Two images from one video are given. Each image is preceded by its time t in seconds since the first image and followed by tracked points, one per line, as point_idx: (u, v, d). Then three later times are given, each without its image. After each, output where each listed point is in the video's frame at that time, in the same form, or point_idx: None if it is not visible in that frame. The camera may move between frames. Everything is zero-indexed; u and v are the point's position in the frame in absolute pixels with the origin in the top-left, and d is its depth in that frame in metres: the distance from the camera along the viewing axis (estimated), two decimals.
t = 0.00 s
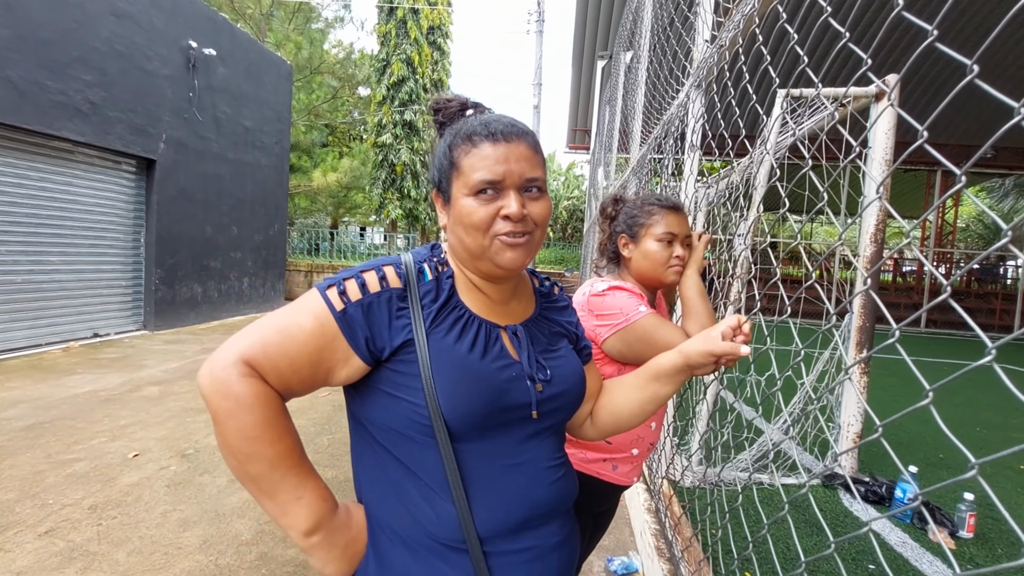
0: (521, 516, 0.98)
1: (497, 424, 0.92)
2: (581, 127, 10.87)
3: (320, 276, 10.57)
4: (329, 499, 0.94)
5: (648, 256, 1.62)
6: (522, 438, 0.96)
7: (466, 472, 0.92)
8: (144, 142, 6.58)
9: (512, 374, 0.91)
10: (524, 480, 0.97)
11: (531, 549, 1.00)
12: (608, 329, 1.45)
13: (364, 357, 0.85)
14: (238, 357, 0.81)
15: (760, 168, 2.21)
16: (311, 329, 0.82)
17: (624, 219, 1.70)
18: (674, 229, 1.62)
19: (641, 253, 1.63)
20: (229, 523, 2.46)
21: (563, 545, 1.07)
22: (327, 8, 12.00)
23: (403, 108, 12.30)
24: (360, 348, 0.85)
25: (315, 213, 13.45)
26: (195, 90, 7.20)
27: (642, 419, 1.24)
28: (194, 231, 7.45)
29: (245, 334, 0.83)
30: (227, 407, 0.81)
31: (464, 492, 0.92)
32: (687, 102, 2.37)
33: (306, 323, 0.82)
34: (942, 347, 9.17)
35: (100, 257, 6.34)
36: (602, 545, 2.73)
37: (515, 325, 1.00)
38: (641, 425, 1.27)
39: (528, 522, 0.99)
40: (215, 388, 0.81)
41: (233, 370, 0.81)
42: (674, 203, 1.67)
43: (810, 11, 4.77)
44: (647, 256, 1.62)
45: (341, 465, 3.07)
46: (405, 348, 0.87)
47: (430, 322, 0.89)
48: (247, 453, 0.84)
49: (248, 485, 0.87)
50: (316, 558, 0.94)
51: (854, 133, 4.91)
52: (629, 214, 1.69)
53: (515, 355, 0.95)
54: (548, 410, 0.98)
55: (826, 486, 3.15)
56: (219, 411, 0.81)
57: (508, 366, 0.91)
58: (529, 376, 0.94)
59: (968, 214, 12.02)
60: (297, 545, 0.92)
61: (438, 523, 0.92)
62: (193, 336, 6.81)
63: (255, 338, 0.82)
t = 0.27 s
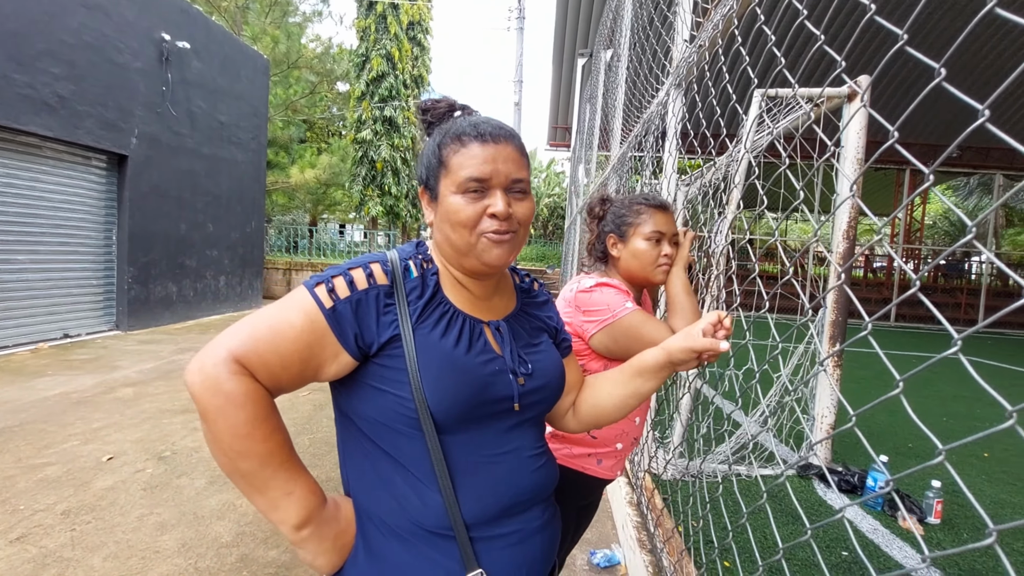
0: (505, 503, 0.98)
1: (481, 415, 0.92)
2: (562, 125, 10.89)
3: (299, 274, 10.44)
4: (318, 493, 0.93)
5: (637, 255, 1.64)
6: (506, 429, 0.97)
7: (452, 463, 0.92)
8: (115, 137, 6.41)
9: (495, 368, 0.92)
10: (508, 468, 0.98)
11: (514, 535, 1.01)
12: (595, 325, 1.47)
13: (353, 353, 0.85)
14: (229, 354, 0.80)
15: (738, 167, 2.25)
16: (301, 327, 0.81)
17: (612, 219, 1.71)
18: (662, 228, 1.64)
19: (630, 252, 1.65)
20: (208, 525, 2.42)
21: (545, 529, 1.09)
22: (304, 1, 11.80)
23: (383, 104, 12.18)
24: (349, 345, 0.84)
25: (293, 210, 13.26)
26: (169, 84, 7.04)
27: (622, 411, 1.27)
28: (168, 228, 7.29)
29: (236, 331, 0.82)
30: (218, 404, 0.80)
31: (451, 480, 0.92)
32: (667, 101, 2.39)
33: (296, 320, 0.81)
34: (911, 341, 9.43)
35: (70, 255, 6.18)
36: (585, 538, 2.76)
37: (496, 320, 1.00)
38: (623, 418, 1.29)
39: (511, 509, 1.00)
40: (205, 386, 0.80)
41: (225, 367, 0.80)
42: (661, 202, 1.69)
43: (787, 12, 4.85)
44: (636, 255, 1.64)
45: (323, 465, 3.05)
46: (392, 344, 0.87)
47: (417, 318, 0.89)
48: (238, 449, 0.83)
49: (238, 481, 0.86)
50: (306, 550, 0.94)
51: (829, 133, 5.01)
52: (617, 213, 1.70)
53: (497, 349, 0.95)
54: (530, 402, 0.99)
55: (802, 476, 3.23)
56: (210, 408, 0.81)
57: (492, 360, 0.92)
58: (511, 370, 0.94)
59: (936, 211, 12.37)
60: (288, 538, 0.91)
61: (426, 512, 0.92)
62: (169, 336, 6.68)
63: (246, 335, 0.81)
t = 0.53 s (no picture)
0: (492, 504, 0.97)
1: (464, 417, 0.90)
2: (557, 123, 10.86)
3: (294, 274, 10.40)
4: (303, 499, 0.91)
5: (611, 252, 1.62)
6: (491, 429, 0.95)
7: (436, 464, 0.91)
8: (106, 137, 6.36)
9: (477, 369, 0.90)
10: (494, 468, 0.97)
11: (503, 535, 1.00)
12: (571, 328, 1.47)
13: (331, 359, 0.83)
14: (206, 365, 0.79)
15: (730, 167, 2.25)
16: (278, 335, 0.80)
17: (586, 216, 1.70)
18: (635, 225, 1.62)
19: (604, 248, 1.64)
20: (201, 529, 2.40)
21: (534, 528, 1.07)
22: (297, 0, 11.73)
23: (377, 103, 12.14)
24: (327, 351, 0.83)
25: (288, 210, 13.21)
26: (160, 84, 6.99)
27: (608, 419, 1.26)
28: (161, 230, 7.25)
29: (215, 341, 0.81)
30: (196, 414, 0.78)
31: (435, 483, 0.90)
32: (658, 100, 2.38)
33: (273, 328, 0.80)
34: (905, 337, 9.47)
35: (61, 257, 6.14)
36: (580, 537, 2.76)
37: (481, 322, 0.98)
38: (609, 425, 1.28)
39: (498, 509, 0.99)
40: (182, 397, 0.78)
41: (201, 377, 0.78)
42: (635, 198, 1.68)
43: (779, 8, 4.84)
44: (610, 252, 1.62)
45: (317, 466, 3.02)
46: (372, 349, 0.86)
47: (396, 323, 0.87)
48: (218, 459, 0.81)
49: (220, 490, 0.84)
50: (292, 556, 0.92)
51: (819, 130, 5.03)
52: (591, 210, 1.70)
53: (479, 351, 0.93)
54: (513, 401, 0.98)
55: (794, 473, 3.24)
56: (188, 419, 0.79)
57: (474, 361, 0.90)
58: (493, 370, 0.93)
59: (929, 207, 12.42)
60: (272, 545, 0.89)
61: (412, 514, 0.91)
62: (163, 337, 6.65)
63: (223, 345, 0.79)
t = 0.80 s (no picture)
0: (473, 505, 0.98)
1: (443, 417, 0.90)
2: (554, 121, 10.84)
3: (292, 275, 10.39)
4: (276, 508, 0.89)
5: (599, 250, 1.63)
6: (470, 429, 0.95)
7: (415, 466, 0.91)
8: (100, 138, 6.34)
9: (456, 367, 0.90)
10: (474, 469, 0.97)
11: (482, 536, 1.01)
12: (555, 327, 1.51)
13: (304, 362, 0.82)
14: (170, 371, 0.77)
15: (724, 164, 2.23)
16: (246, 338, 0.78)
17: (574, 212, 1.70)
18: (623, 223, 1.63)
19: (592, 247, 1.64)
20: (192, 532, 2.38)
21: (515, 528, 1.09)
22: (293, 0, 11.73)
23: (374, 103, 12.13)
24: (300, 353, 0.81)
25: (286, 211, 13.20)
26: (154, 85, 6.97)
27: (590, 417, 1.29)
28: (156, 231, 7.23)
29: (180, 345, 0.79)
30: (161, 422, 0.76)
31: (413, 484, 0.90)
32: (651, 97, 2.36)
33: (240, 331, 0.78)
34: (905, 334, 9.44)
35: (55, 260, 6.13)
36: (575, 538, 2.74)
37: (458, 320, 0.98)
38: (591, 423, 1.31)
39: (478, 509, 1.00)
40: (146, 405, 0.76)
41: (166, 384, 0.76)
42: (623, 196, 1.68)
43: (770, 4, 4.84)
44: (598, 250, 1.63)
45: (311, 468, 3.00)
46: (347, 350, 0.85)
47: (372, 323, 0.86)
48: (184, 468, 0.79)
49: (187, 501, 0.81)
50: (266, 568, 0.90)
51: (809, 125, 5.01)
52: (578, 207, 1.70)
53: (457, 349, 0.93)
54: (493, 401, 0.98)
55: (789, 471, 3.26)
56: (152, 427, 0.77)
57: (452, 360, 0.90)
58: (472, 369, 0.93)
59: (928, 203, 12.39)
60: (245, 557, 0.87)
61: (391, 518, 0.91)
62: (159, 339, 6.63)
63: (189, 350, 0.77)
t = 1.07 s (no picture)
0: (460, 507, 1.00)
1: (429, 417, 0.92)
2: (563, 119, 10.80)
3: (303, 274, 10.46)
4: (254, 514, 0.90)
5: (615, 248, 1.61)
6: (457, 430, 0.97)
7: (400, 469, 0.92)
8: (112, 140, 6.42)
9: (442, 366, 0.93)
10: (461, 471, 0.99)
11: (471, 538, 1.03)
12: (566, 322, 1.49)
13: (285, 362, 0.83)
14: (141, 373, 0.76)
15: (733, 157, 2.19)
16: (223, 337, 0.78)
17: (587, 209, 1.67)
18: (640, 219, 1.60)
19: (608, 244, 1.62)
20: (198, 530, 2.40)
21: (506, 530, 1.11)
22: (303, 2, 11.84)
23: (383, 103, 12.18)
24: (280, 353, 0.82)
25: (297, 212, 13.29)
26: (166, 86, 7.06)
27: (584, 411, 1.31)
28: (169, 232, 7.32)
29: (150, 347, 0.78)
30: (132, 427, 0.76)
31: (398, 488, 0.92)
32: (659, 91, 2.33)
33: (217, 330, 0.78)
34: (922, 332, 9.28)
35: (70, 260, 6.23)
36: (582, 538, 2.71)
37: (444, 316, 1.00)
38: (584, 418, 1.34)
39: (466, 512, 1.02)
40: (116, 408, 0.75)
41: (137, 387, 0.76)
42: (638, 192, 1.65)
43: None
44: (614, 248, 1.61)
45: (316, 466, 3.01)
46: (328, 349, 0.86)
47: (355, 320, 0.87)
48: (158, 475, 0.78)
49: (162, 510, 0.81)
50: None
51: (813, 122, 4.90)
52: (592, 202, 1.67)
53: (444, 347, 0.96)
54: (480, 399, 1.00)
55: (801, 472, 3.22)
56: (124, 433, 0.76)
57: (438, 358, 0.92)
58: (459, 367, 0.95)
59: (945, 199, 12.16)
60: (223, 565, 0.87)
61: (376, 523, 0.92)
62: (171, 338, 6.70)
63: (161, 350, 0.77)
